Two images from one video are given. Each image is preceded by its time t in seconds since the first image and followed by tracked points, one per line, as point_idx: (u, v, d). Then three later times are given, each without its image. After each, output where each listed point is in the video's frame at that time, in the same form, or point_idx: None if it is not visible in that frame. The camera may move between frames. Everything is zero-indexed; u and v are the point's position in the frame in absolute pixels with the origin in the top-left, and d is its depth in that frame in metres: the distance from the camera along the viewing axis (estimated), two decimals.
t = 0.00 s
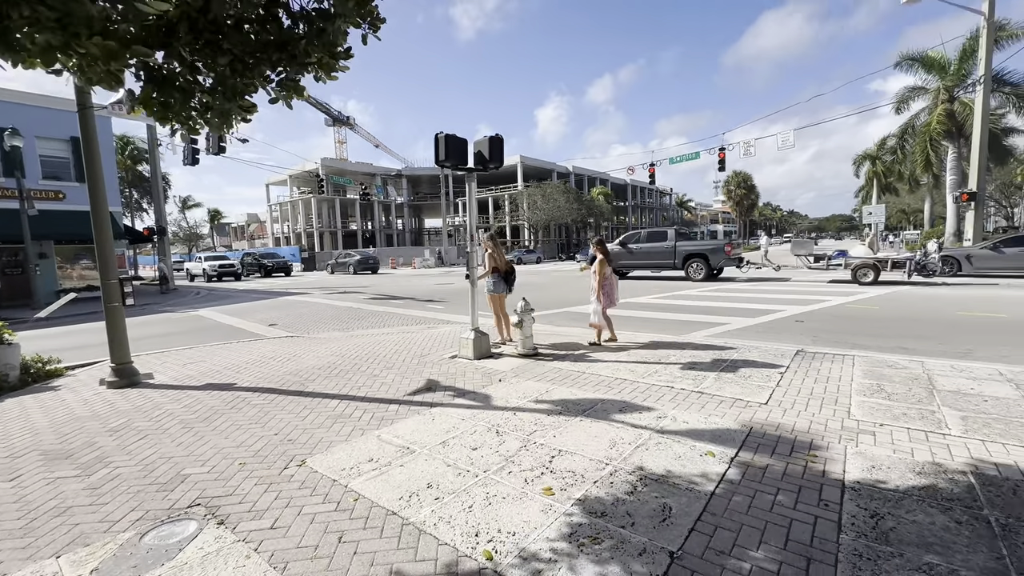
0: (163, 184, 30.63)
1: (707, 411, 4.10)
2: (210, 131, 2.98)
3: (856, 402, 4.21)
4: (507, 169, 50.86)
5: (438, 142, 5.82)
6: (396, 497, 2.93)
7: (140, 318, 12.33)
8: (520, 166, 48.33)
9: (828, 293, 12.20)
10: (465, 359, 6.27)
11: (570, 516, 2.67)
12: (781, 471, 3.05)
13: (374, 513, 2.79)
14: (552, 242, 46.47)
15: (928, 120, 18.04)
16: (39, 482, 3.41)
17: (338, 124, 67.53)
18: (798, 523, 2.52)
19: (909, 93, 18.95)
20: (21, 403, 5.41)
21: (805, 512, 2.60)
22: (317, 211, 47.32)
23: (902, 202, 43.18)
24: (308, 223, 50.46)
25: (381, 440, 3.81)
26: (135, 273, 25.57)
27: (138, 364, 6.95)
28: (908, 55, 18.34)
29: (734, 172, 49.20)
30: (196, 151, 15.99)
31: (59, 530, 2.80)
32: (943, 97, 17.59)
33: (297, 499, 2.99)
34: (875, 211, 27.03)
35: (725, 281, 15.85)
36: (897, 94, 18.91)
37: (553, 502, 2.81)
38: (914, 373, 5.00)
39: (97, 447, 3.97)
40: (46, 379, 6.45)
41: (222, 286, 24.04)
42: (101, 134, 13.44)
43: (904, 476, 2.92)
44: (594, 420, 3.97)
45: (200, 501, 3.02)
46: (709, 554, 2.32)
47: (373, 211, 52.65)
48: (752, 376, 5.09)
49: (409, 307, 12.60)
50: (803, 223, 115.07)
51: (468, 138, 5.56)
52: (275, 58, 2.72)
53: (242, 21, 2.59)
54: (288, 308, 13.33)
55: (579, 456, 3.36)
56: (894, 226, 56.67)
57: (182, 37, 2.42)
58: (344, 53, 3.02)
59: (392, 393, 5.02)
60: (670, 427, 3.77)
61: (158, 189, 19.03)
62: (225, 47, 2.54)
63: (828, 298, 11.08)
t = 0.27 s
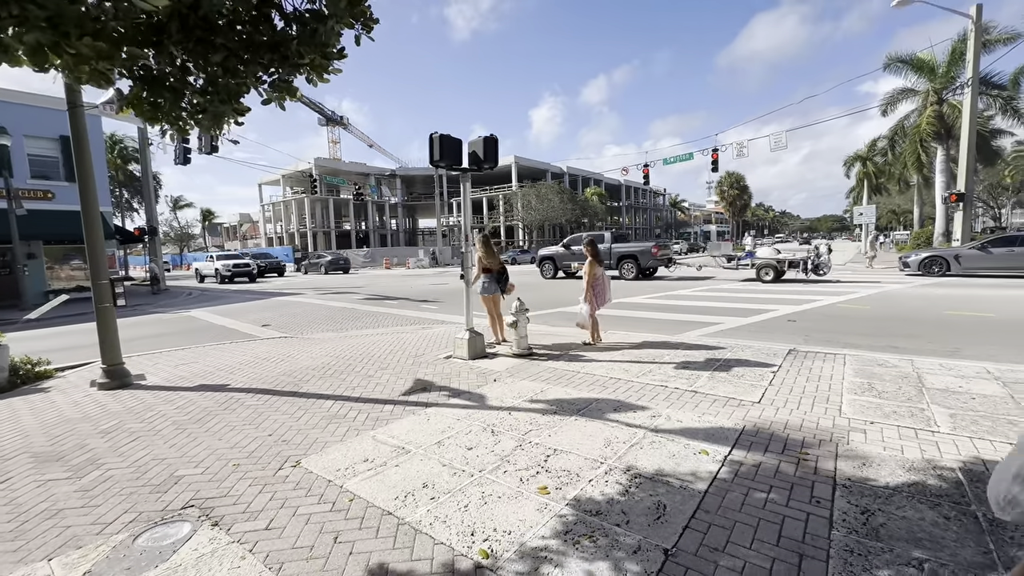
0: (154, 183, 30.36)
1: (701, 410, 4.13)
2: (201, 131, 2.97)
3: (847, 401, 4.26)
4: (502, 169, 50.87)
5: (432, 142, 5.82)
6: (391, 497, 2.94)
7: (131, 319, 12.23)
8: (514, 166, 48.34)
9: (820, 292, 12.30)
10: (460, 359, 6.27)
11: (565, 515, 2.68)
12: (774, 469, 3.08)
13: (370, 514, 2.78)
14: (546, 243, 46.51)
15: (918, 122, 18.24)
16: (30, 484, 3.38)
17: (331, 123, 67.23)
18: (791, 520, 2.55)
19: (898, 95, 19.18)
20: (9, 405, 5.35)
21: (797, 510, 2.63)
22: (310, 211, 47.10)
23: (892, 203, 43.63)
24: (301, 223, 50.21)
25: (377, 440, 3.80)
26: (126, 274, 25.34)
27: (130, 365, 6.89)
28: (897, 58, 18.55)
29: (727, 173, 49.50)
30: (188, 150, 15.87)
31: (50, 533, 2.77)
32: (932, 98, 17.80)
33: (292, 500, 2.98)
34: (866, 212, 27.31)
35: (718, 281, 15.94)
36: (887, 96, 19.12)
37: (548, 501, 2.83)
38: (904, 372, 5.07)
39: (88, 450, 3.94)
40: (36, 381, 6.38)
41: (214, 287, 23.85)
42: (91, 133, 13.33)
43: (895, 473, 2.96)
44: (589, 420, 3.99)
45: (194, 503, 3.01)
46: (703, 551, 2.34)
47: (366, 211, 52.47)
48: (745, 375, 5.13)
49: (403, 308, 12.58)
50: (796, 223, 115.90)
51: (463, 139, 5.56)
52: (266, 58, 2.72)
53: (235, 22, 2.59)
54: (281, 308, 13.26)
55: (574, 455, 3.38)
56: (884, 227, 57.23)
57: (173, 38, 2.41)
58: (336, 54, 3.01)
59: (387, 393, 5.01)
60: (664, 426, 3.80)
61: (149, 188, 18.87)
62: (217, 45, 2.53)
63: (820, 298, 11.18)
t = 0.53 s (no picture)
0: (149, 183, 30.17)
1: (698, 409, 4.16)
2: (194, 131, 2.97)
3: (843, 399, 4.30)
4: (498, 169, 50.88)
5: (429, 142, 5.82)
6: (390, 497, 2.94)
7: (126, 319, 12.16)
8: (511, 167, 48.35)
9: (815, 292, 12.37)
10: (458, 359, 6.27)
11: (563, 513, 2.69)
12: (769, 467, 3.10)
13: (368, 513, 2.79)
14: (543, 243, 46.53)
15: (911, 123, 18.38)
16: (25, 485, 3.37)
17: (327, 123, 67.08)
18: (787, 517, 2.57)
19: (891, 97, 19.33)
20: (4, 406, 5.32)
21: (794, 507, 2.66)
22: (306, 211, 46.94)
23: (886, 203, 43.90)
24: (297, 223, 50.05)
25: (375, 440, 3.81)
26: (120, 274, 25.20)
27: (125, 365, 6.86)
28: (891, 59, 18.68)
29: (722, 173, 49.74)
30: (183, 150, 15.82)
31: (47, 533, 2.77)
32: (926, 99, 17.95)
33: (290, 500, 2.99)
34: (860, 212, 27.48)
35: (715, 281, 16.06)
36: (881, 97, 19.26)
37: (548, 499, 2.84)
38: (899, 370, 5.12)
39: (85, 451, 3.92)
40: (30, 381, 6.33)
41: (208, 287, 23.72)
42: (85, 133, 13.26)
43: (889, 470, 2.99)
44: (586, 419, 4.00)
45: (192, 503, 3.00)
46: (701, 549, 2.36)
47: (363, 211, 52.35)
48: (741, 374, 5.16)
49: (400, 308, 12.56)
50: (791, 223, 116.45)
51: (460, 139, 5.57)
52: (261, 61, 2.70)
53: (230, 23, 2.58)
54: (277, 309, 13.20)
55: (572, 454, 3.39)
56: (878, 228, 57.59)
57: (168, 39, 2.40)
58: (331, 58, 3.01)
59: (384, 393, 5.01)
60: (661, 425, 3.82)
61: (144, 188, 18.77)
62: (212, 46, 2.53)
63: (815, 297, 11.25)
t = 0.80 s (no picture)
0: (146, 182, 30.06)
1: (696, 408, 4.17)
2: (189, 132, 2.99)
3: (840, 399, 4.31)
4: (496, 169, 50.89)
5: (428, 142, 5.81)
6: (388, 497, 2.94)
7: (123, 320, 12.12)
8: (509, 167, 48.36)
9: (813, 292, 12.41)
10: (456, 359, 6.27)
11: (562, 513, 2.70)
12: (767, 466, 3.11)
13: (367, 513, 2.79)
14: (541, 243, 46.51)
15: (909, 123, 18.44)
16: (22, 486, 3.35)
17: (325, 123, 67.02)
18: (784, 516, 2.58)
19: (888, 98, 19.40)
20: None
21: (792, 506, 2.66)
22: (304, 211, 46.86)
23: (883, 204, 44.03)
24: (294, 223, 49.96)
25: (373, 440, 3.81)
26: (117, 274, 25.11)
27: (122, 366, 6.83)
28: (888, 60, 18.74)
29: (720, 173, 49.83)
30: (181, 150, 15.77)
31: (44, 534, 2.76)
32: (923, 100, 18.01)
33: (288, 500, 2.98)
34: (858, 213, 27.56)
35: (713, 282, 16.08)
36: (878, 98, 19.32)
37: (546, 499, 2.85)
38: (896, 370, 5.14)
39: (81, 451, 3.91)
40: (26, 382, 6.31)
41: (206, 288, 23.65)
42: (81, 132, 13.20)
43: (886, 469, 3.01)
44: (585, 419, 4.01)
45: (190, 504, 3.00)
46: (699, 547, 2.37)
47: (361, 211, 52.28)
48: (739, 373, 5.17)
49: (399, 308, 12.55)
50: (788, 224, 116.74)
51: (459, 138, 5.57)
52: (257, 63, 2.69)
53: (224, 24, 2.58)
54: (275, 309, 13.17)
55: (570, 454, 3.40)
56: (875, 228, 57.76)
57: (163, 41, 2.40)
58: (327, 61, 3.01)
59: (382, 394, 5.01)
60: (659, 424, 3.83)
61: (140, 188, 18.70)
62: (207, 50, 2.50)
63: (813, 297, 11.28)
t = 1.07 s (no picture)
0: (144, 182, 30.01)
1: (695, 409, 4.17)
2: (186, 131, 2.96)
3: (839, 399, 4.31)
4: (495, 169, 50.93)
5: (427, 142, 5.82)
6: (387, 498, 2.94)
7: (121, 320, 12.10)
8: (507, 167, 48.40)
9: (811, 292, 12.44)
10: (454, 359, 6.27)
11: (561, 513, 2.70)
12: (765, 466, 3.12)
13: (365, 513, 2.79)
14: (539, 243, 46.53)
15: (907, 123, 18.47)
16: (20, 487, 3.35)
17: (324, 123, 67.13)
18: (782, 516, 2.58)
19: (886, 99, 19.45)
20: None
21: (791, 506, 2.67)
22: (302, 211, 46.80)
23: (881, 204, 44.13)
24: (293, 223, 49.91)
25: (372, 440, 3.81)
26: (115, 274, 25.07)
27: (120, 366, 6.83)
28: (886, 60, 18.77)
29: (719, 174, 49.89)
30: (179, 150, 15.76)
31: (42, 535, 2.75)
32: (920, 101, 18.05)
33: (287, 500, 2.98)
34: (855, 213, 27.61)
35: (711, 282, 16.09)
36: (876, 98, 19.37)
37: (545, 499, 2.85)
38: (895, 370, 5.14)
39: (79, 452, 3.90)
40: (23, 382, 6.29)
41: (204, 288, 23.60)
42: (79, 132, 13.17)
43: (884, 469, 3.01)
44: (584, 419, 4.01)
45: (188, 504, 2.99)
46: (698, 547, 2.37)
47: (359, 211, 52.26)
48: (738, 373, 5.18)
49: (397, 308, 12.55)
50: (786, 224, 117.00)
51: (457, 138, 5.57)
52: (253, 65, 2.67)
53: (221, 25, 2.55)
54: (274, 309, 13.16)
55: (569, 454, 3.40)
56: (873, 228, 57.88)
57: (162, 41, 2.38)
58: (322, 63, 3.01)
59: (381, 394, 5.01)
60: (657, 424, 3.84)
61: (138, 188, 18.66)
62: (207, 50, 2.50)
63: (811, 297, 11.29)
